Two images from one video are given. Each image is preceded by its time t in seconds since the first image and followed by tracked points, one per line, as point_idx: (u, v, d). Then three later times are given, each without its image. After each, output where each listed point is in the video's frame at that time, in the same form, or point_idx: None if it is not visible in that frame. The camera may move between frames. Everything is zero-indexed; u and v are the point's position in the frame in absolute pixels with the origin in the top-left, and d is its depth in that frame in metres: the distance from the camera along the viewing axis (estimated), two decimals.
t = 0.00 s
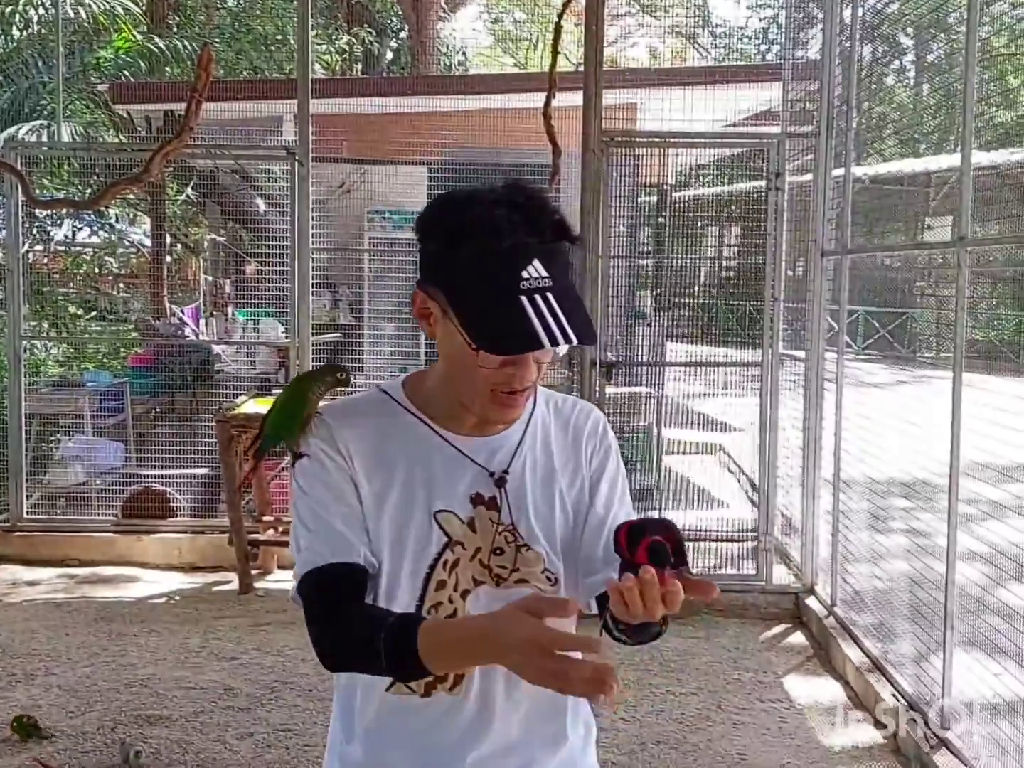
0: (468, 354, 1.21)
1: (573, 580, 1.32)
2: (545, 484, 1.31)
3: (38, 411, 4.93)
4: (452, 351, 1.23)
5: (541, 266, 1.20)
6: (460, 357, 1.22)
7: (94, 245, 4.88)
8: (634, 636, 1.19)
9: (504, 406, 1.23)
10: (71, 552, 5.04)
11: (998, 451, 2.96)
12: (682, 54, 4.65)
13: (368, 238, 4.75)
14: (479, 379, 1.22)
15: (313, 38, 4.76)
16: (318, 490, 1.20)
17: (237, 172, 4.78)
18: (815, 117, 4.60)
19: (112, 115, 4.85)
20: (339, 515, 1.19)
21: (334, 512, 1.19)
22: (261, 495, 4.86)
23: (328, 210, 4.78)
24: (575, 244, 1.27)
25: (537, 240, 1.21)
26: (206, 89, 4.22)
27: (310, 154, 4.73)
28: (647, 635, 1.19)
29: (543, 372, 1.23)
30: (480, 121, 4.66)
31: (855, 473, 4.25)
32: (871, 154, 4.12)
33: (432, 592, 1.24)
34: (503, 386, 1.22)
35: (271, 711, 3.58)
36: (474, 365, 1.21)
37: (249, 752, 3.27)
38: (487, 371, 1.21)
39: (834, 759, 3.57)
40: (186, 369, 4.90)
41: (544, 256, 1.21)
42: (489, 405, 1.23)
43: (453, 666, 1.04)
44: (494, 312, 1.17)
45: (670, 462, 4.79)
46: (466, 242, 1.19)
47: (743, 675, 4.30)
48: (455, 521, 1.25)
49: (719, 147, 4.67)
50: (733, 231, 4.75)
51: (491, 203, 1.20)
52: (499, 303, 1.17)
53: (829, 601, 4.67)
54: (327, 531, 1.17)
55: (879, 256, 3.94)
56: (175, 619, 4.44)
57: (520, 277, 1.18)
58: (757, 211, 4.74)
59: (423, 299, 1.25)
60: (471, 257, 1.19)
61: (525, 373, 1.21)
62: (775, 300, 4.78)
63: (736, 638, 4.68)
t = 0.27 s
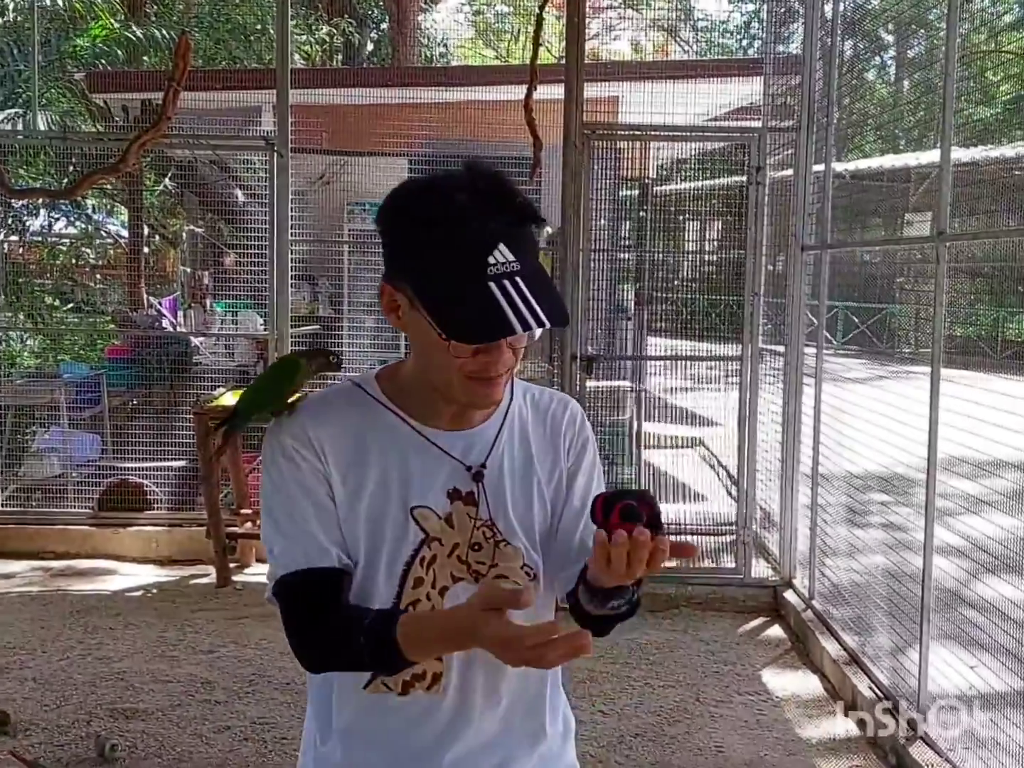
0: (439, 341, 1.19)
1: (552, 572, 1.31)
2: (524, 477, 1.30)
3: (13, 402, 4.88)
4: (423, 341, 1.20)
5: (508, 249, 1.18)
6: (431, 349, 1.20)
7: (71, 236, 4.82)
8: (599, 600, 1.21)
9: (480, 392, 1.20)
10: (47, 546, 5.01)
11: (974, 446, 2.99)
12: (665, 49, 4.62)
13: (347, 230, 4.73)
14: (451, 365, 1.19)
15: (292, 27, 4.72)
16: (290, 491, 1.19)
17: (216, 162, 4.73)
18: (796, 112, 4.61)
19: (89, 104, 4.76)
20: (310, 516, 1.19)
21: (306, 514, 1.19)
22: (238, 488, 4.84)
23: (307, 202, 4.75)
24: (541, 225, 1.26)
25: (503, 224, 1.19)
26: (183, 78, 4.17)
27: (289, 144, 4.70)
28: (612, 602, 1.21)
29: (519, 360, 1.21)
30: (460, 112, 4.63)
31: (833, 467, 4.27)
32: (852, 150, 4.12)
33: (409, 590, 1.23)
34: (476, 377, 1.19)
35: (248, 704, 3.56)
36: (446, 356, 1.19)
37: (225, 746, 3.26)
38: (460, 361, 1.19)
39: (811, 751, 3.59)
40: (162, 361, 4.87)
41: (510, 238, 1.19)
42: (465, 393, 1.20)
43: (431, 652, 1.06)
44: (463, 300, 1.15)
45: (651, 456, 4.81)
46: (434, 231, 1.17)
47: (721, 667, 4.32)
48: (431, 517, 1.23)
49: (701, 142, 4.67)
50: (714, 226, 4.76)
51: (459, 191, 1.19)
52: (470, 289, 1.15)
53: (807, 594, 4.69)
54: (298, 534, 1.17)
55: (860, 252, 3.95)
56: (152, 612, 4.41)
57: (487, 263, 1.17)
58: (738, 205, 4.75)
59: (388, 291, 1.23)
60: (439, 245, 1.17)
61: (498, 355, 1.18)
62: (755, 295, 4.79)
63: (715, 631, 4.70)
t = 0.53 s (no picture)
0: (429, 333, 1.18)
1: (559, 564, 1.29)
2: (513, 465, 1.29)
3: None
4: (412, 336, 1.19)
5: (485, 226, 1.18)
6: (419, 338, 1.19)
7: (49, 225, 4.76)
8: (598, 542, 1.21)
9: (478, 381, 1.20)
10: (24, 537, 4.99)
11: (952, 436, 3.01)
12: (646, 40, 4.60)
13: (327, 220, 4.71)
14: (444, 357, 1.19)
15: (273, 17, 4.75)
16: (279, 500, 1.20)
17: (195, 151, 4.71)
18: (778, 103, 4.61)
19: (66, 92, 4.74)
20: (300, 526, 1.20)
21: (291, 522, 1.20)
22: (218, 478, 4.83)
23: (287, 191, 4.73)
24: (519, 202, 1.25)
25: (479, 201, 1.19)
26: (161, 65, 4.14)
27: (269, 133, 4.68)
28: (614, 543, 1.21)
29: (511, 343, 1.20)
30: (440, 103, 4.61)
31: (813, 459, 4.29)
32: (833, 142, 4.13)
33: (409, 591, 1.21)
34: (467, 361, 1.19)
35: (227, 695, 3.56)
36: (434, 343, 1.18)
37: (204, 737, 3.25)
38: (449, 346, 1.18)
39: (789, 740, 3.62)
40: (141, 350, 4.85)
41: (487, 215, 1.19)
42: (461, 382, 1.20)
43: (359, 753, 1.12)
44: (444, 282, 1.15)
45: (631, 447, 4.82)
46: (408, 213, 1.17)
47: (700, 657, 4.34)
48: (429, 517, 1.22)
49: (683, 133, 4.67)
50: (695, 218, 4.77)
51: (430, 174, 1.19)
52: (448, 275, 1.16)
53: (786, 585, 4.72)
54: (279, 544, 1.19)
55: (841, 244, 3.96)
56: (131, 603, 4.40)
57: (466, 242, 1.17)
58: (720, 197, 4.76)
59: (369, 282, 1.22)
60: (415, 228, 1.17)
61: (490, 343, 1.18)
62: (736, 287, 4.80)
63: (694, 621, 4.72)
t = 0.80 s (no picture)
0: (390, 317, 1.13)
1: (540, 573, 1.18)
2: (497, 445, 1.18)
3: None
4: (377, 322, 1.15)
5: (452, 205, 1.11)
6: (381, 327, 1.15)
7: (33, 213, 4.76)
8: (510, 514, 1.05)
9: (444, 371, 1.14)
10: (9, 525, 4.97)
11: (938, 426, 3.03)
12: (635, 29, 4.60)
13: (314, 209, 4.69)
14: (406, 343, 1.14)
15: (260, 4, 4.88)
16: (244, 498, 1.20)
17: (180, 139, 4.65)
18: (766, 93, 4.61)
19: (49, 78, 4.71)
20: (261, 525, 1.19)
21: (256, 520, 1.20)
22: (203, 468, 4.81)
23: (273, 179, 4.70)
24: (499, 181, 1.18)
25: (447, 179, 1.12)
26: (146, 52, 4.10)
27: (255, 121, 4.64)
28: (523, 516, 1.05)
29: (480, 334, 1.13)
30: (429, 91, 4.73)
31: (800, 450, 4.30)
32: (821, 132, 4.13)
33: (375, 599, 1.16)
34: (430, 353, 1.13)
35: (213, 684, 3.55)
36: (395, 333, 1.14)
37: (190, 726, 3.25)
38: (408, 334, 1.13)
39: (775, 729, 3.64)
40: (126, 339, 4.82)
41: (455, 193, 1.12)
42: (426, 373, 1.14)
43: None
44: (404, 266, 1.10)
45: (616, 437, 4.82)
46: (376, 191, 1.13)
47: (686, 646, 4.35)
48: (394, 523, 1.16)
49: (671, 122, 4.67)
50: (682, 208, 4.77)
51: (396, 153, 1.13)
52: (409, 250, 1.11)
53: (772, 574, 4.74)
54: (246, 540, 1.20)
55: (828, 234, 3.96)
56: (116, 592, 4.38)
57: (429, 222, 1.11)
58: (707, 187, 4.76)
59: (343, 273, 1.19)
60: (378, 210, 1.13)
61: (455, 328, 1.12)
62: (724, 277, 4.81)
63: (680, 610, 4.73)
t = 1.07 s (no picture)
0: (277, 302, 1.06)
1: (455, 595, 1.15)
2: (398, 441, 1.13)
3: None
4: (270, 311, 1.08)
5: (347, 179, 1.03)
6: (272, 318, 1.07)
7: (25, 203, 4.72)
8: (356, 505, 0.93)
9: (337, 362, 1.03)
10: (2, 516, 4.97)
11: (933, 416, 3.03)
12: (629, 20, 4.59)
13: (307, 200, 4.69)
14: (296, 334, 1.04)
15: None
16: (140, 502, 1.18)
17: (173, 129, 4.65)
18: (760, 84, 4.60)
19: (42, 68, 4.76)
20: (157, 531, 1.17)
21: (151, 526, 1.18)
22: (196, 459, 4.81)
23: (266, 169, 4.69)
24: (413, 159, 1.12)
25: (349, 153, 1.05)
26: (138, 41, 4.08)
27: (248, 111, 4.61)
28: (358, 503, 0.92)
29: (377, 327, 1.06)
30: (420, 81, 4.70)
31: (794, 441, 4.30)
32: (814, 123, 4.12)
33: (272, 612, 1.14)
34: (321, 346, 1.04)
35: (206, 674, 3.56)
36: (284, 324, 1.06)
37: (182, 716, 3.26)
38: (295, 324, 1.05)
39: (769, 720, 3.65)
40: (118, 329, 4.82)
41: (355, 167, 1.05)
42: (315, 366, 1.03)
43: None
44: (291, 245, 1.04)
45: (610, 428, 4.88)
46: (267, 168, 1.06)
47: (679, 637, 4.37)
48: (292, 532, 1.14)
49: (664, 113, 4.66)
50: (675, 199, 4.77)
51: (294, 130, 1.07)
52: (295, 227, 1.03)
53: (765, 565, 4.74)
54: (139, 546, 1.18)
55: (821, 225, 3.96)
56: (109, 583, 4.39)
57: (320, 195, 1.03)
58: (701, 178, 4.76)
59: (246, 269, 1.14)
60: (271, 189, 1.05)
61: (347, 315, 1.04)
62: (717, 268, 4.81)
63: (673, 601, 4.75)
